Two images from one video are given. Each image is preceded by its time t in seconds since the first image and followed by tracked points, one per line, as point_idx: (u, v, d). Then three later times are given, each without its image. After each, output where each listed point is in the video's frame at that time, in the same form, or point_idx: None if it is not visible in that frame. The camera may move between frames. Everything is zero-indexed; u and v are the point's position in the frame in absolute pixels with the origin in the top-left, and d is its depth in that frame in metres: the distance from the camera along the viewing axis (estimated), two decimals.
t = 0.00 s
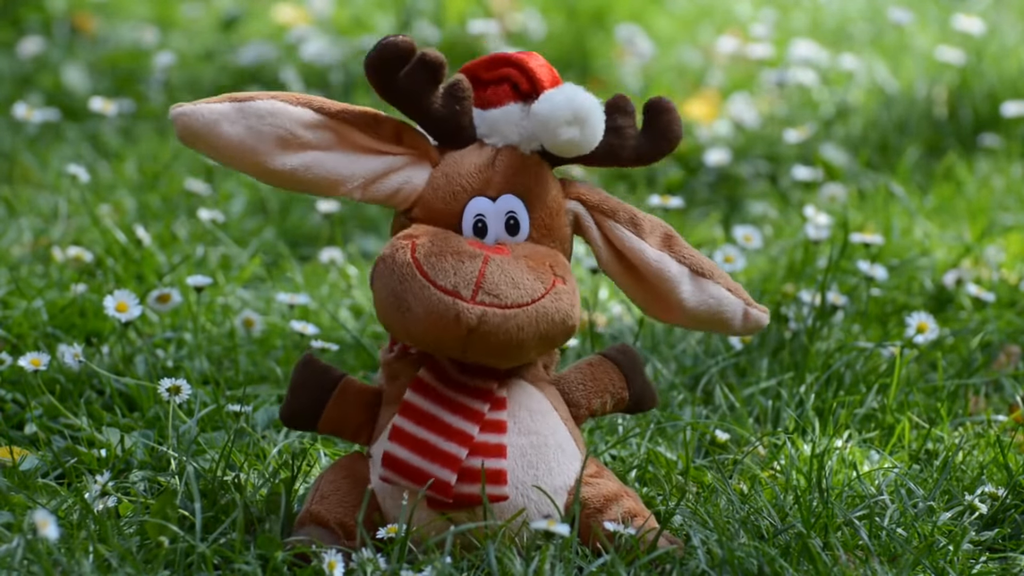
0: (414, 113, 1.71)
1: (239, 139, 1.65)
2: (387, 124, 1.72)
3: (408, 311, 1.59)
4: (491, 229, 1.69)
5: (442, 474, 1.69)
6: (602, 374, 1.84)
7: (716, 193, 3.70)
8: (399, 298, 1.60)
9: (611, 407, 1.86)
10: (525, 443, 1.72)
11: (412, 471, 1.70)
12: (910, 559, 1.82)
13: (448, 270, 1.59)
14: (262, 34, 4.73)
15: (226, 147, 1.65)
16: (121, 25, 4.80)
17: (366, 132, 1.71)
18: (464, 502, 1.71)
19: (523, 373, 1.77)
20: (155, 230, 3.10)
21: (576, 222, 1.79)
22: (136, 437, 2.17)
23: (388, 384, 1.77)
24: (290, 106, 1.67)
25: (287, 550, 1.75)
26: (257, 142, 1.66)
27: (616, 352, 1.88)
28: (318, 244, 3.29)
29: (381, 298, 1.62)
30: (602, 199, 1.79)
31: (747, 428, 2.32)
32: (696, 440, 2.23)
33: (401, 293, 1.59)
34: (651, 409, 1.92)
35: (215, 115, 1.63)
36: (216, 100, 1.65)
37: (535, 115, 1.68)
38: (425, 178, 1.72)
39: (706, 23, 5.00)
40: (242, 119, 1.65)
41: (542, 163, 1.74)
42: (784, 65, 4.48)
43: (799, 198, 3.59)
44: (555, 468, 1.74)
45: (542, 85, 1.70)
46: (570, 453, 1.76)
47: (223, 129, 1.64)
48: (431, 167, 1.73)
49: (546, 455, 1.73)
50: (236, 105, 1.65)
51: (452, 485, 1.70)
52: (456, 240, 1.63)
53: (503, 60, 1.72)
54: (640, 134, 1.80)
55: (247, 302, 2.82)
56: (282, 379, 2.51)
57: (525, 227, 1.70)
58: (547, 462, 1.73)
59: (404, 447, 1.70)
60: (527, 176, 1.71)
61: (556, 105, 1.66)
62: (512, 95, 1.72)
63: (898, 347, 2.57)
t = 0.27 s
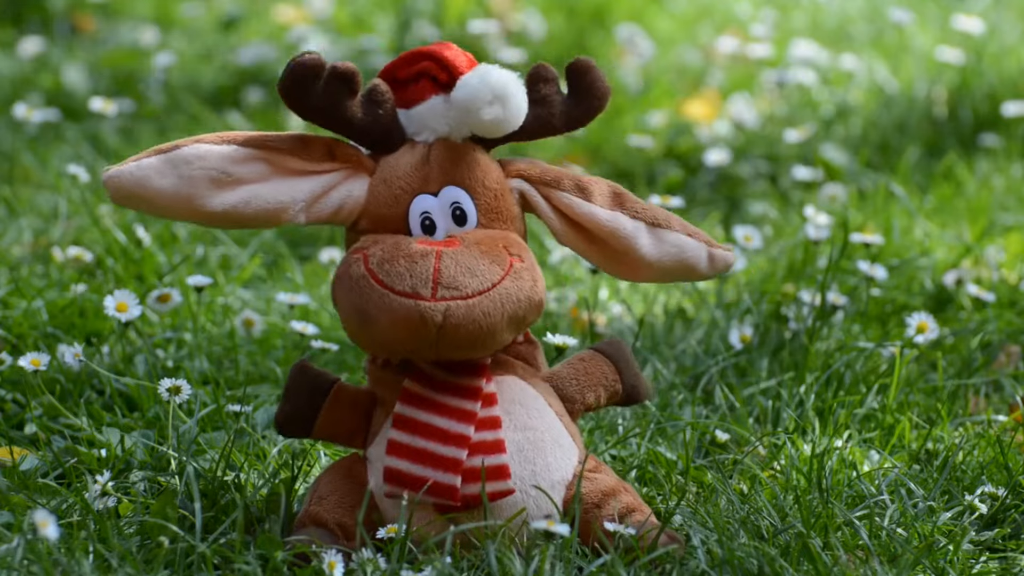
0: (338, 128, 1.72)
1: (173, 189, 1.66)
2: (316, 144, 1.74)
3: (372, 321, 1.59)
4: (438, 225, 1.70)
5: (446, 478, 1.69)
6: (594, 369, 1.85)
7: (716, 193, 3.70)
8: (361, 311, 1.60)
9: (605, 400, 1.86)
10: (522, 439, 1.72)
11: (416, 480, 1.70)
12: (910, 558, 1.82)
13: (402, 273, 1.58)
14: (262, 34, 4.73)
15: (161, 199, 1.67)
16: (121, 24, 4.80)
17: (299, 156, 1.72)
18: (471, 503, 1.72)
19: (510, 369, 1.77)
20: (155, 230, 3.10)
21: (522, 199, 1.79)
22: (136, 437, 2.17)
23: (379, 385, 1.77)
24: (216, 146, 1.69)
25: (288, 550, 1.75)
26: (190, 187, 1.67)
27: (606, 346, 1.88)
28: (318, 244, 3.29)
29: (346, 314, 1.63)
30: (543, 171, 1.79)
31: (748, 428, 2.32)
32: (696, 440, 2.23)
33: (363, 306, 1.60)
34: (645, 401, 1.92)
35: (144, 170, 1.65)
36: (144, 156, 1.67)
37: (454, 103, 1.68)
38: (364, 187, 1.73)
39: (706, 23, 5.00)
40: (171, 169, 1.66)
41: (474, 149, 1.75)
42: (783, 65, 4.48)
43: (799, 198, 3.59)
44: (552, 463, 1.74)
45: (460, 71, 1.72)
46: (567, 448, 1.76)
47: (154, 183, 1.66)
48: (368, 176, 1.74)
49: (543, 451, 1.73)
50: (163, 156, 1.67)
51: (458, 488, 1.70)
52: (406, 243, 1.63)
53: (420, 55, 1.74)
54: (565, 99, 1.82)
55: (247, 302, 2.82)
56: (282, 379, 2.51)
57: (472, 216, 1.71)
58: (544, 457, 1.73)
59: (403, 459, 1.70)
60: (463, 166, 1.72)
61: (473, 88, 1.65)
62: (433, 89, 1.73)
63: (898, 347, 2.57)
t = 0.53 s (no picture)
0: (315, 131, 1.72)
1: (154, 201, 1.67)
2: (296, 148, 1.74)
3: (363, 320, 1.60)
4: (424, 222, 1.70)
5: (447, 474, 1.69)
6: (586, 366, 1.85)
7: (716, 193, 3.70)
8: (352, 311, 1.60)
9: (599, 395, 1.86)
10: (519, 440, 1.72)
11: (416, 476, 1.70)
12: (910, 559, 1.82)
13: (390, 272, 1.59)
14: (262, 34, 4.73)
15: (143, 210, 1.67)
16: (121, 24, 4.80)
17: (279, 162, 1.73)
18: (471, 498, 1.71)
19: (505, 368, 1.77)
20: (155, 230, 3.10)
21: (506, 193, 1.79)
22: (136, 437, 2.17)
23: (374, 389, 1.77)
24: (197, 155, 1.69)
25: (287, 550, 1.75)
26: (172, 198, 1.68)
27: (598, 342, 1.88)
28: (318, 244, 3.29)
29: (337, 315, 1.63)
30: (525, 163, 1.79)
31: (748, 428, 2.32)
32: (696, 440, 2.23)
33: (353, 305, 1.60)
34: (640, 395, 1.92)
35: (124, 182, 1.66)
36: (124, 168, 1.68)
37: (429, 101, 1.69)
38: (347, 189, 1.73)
39: (706, 23, 5.00)
40: (153, 181, 1.67)
41: (453, 144, 1.75)
42: (783, 65, 4.48)
43: (799, 198, 3.59)
44: (549, 462, 1.75)
45: (432, 70, 1.71)
46: (563, 446, 1.77)
47: (136, 194, 1.66)
48: (349, 177, 1.74)
49: (539, 450, 1.74)
50: (144, 168, 1.67)
51: (458, 484, 1.69)
52: (392, 242, 1.63)
53: (390, 55, 1.73)
54: (541, 90, 1.81)
55: (247, 302, 2.82)
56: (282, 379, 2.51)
57: (456, 211, 1.72)
58: (541, 458, 1.74)
59: (404, 456, 1.70)
60: (443, 161, 1.72)
61: (443, 86, 1.67)
62: (407, 87, 1.72)
63: (897, 347, 2.57)
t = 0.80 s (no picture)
0: (422, 112, 1.72)
1: (247, 133, 1.67)
2: (395, 123, 1.73)
3: (415, 307, 1.59)
4: (499, 231, 1.70)
5: (442, 471, 1.69)
6: (603, 375, 1.85)
7: (716, 193, 3.70)
8: (406, 294, 1.60)
9: (611, 407, 1.86)
10: (525, 443, 1.72)
11: (411, 467, 1.70)
12: (910, 559, 1.82)
13: (456, 270, 1.59)
14: (262, 34, 4.73)
15: (234, 141, 1.67)
16: (121, 24, 4.80)
17: (376, 130, 1.73)
18: (462, 499, 1.71)
19: (527, 376, 1.77)
20: (155, 230, 3.10)
21: (585, 227, 1.80)
22: (136, 437, 2.17)
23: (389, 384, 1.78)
24: (298, 102, 1.69)
25: (288, 550, 1.75)
26: (266, 135, 1.67)
27: (617, 353, 1.89)
28: (318, 244, 3.29)
29: (389, 296, 1.62)
30: (613, 205, 1.80)
31: (748, 428, 2.32)
32: (696, 440, 2.23)
33: (409, 290, 1.59)
34: (652, 411, 1.93)
35: (224, 107, 1.65)
36: (226, 94, 1.67)
37: (542, 118, 1.70)
38: (433, 177, 1.72)
39: (706, 23, 5.00)
40: (251, 114, 1.67)
41: (551, 167, 1.75)
42: (783, 65, 4.48)
43: (799, 198, 3.59)
44: (556, 467, 1.74)
45: (551, 87, 1.71)
46: (570, 453, 1.76)
47: (231, 123, 1.66)
48: (440, 166, 1.74)
49: (546, 455, 1.73)
50: (245, 100, 1.67)
51: (450, 482, 1.70)
52: (464, 241, 1.63)
53: (509, 62, 1.73)
54: (648, 139, 1.82)
55: (247, 302, 2.82)
56: (282, 379, 2.51)
57: (534, 230, 1.72)
58: (547, 462, 1.73)
59: (402, 443, 1.70)
60: (535, 179, 1.72)
61: (562, 108, 1.68)
62: (519, 97, 1.72)
63: (898, 347, 2.57)
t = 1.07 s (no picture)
0: (462, 96, 1.72)
1: (286, 100, 1.66)
2: (431, 105, 1.72)
3: (432, 288, 1.59)
4: (522, 221, 1.70)
5: (442, 460, 1.69)
6: (608, 377, 1.85)
7: (716, 193, 3.70)
8: (424, 274, 1.60)
9: (615, 410, 1.86)
10: (529, 442, 1.73)
11: (414, 452, 1.70)
12: (910, 559, 1.82)
13: (476, 252, 1.60)
14: (262, 34, 4.73)
15: (272, 107, 1.66)
16: (121, 25, 4.80)
17: (410, 111, 1.73)
18: (461, 490, 1.71)
19: (532, 375, 1.77)
20: (155, 230, 3.10)
21: (607, 227, 1.80)
22: (136, 437, 2.17)
23: (398, 377, 1.79)
24: (337, 74, 1.69)
25: (287, 550, 1.75)
26: (303, 104, 1.67)
27: (622, 356, 1.89)
28: (318, 244, 3.29)
29: (406, 276, 1.63)
30: (637, 208, 1.80)
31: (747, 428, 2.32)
32: (696, 440, 2.23)
33: (427, 270, 1.60)
34: (656, 415, 1.93)
35: (264, 71, 1.64)
36: (267, 59, 1.66)
37: (582, 112, 1.70)
38: (464, 162, 1.72)
39: (706, 23, 5.00)
40: (292, 80, 1.66)
41: (581, 166, 1.76)
42: (784, 65, 4.48)
43: (799, 198, 3.59)
44: (557, 467, 1.74)
45: (590, 84, 1.72)
46: (573, 454, 1.76)
47: (271, 87, 1.65)
48: (470, 152, 1.73)
49: (548, 455, 1.74)
50: (286, 66, 1.66)
51: (450, 472, 1.69)
52: (486, 227, 1.64)
53: (553, 58, 1.75)
54: (680, 147, 1.82)
55: (247, 302, 2.82)
56: (282, 379, 2.51)
57: (557, 223, 1.72)
58: (549, 462, 1.73)
59: (405, 426, 1.70)
60: (562, 173, 1.73)
61: (603, 102, 1.68)
62: (558, 92, 1.74)
63: (898, 347, 2.57)
